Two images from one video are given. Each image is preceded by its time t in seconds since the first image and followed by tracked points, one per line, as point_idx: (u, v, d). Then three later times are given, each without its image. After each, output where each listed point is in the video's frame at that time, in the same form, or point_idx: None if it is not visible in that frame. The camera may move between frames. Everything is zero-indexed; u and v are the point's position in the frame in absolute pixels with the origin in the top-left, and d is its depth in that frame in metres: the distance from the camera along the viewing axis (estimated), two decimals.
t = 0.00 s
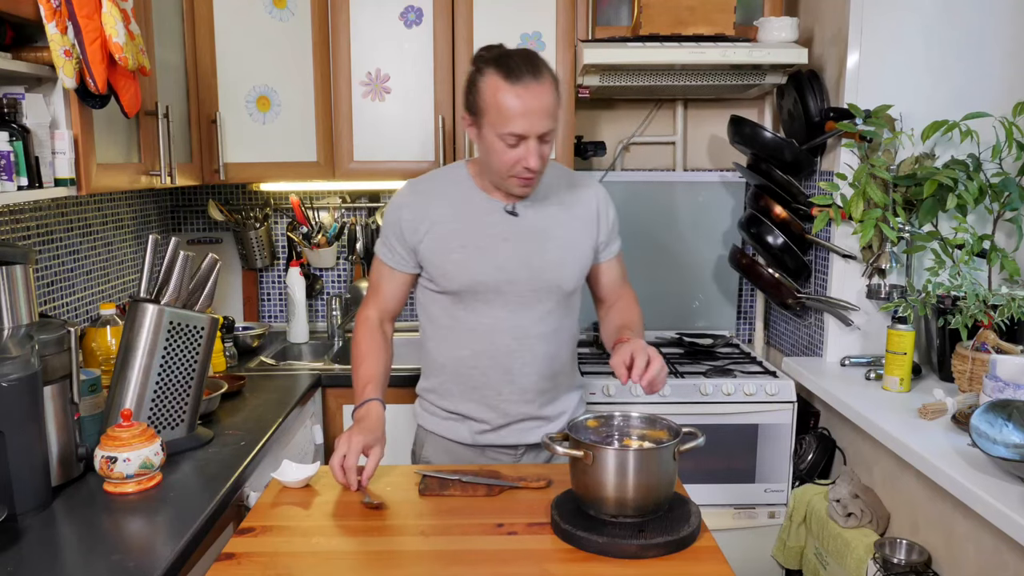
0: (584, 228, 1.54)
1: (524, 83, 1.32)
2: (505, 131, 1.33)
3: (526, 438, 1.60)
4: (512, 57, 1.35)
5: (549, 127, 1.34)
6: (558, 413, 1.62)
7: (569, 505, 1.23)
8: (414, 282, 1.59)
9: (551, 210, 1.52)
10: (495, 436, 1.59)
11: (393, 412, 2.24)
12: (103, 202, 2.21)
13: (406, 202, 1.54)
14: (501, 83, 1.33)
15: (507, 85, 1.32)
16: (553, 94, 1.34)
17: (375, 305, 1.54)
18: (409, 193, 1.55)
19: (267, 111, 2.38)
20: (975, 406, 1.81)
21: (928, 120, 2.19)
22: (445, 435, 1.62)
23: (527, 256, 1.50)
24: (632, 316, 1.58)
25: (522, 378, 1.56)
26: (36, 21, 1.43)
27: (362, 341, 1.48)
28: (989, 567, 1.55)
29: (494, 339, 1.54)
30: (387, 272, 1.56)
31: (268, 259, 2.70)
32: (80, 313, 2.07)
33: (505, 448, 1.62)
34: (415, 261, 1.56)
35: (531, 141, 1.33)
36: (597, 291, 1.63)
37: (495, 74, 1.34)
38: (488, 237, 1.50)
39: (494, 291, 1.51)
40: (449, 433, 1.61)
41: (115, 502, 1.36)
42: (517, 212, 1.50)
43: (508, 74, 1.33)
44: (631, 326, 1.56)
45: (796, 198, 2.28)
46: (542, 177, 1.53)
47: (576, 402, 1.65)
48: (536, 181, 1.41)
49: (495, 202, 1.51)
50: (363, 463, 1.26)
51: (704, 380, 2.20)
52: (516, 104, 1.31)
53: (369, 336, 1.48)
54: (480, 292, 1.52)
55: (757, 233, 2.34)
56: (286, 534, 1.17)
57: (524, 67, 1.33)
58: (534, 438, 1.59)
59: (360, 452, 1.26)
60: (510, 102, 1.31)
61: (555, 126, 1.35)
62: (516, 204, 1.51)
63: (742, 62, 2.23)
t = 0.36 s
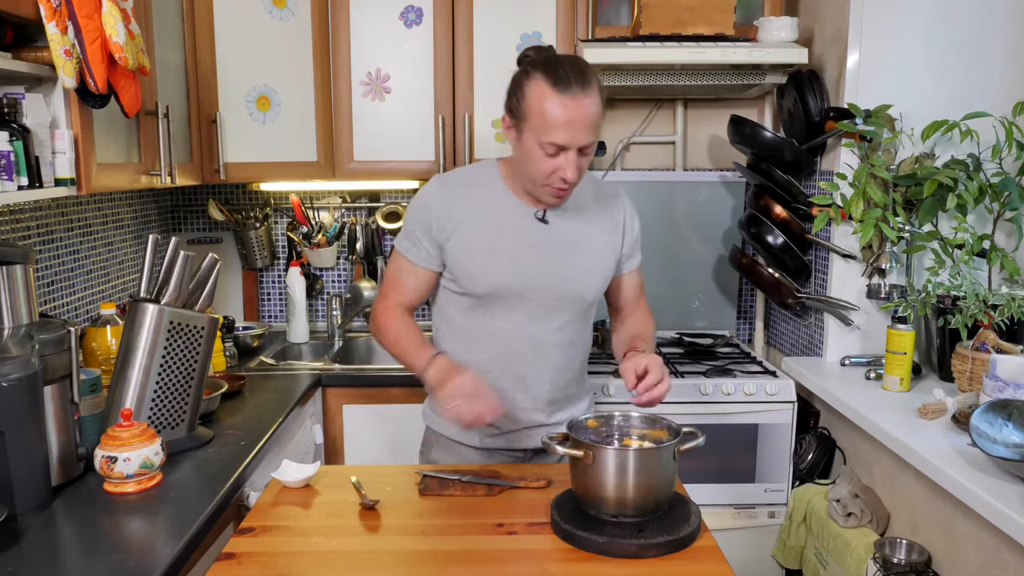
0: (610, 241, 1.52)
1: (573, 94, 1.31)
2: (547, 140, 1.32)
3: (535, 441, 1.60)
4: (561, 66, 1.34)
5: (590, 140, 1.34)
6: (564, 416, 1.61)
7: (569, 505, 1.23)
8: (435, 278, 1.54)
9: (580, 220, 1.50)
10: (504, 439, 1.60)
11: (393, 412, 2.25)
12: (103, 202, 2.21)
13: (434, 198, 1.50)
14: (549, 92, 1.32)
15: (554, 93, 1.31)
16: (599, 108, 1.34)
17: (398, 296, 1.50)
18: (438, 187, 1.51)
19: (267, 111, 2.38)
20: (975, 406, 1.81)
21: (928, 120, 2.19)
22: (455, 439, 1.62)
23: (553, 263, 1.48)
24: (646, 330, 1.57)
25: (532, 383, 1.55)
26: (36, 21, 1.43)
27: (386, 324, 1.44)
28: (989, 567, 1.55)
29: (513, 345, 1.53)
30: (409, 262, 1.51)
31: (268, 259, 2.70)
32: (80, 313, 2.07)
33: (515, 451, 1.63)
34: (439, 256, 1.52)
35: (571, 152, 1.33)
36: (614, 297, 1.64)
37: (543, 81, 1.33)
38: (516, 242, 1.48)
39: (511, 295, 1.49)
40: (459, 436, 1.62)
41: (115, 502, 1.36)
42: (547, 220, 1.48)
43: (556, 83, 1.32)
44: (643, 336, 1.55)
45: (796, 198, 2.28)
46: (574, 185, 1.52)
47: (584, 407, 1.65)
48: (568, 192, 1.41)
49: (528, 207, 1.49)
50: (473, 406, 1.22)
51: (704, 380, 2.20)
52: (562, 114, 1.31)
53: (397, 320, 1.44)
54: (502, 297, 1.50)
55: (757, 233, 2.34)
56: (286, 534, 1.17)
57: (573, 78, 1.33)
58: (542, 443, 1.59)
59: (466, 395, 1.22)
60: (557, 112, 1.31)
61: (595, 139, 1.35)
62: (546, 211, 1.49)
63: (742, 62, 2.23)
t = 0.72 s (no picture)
0: (601, 237, 1.54)
1: (565, 88, 1.33)
2: (540, 134, 1.33)
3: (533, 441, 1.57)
4: (553, 62, 1.35)
5: (582, 134, 1.35)
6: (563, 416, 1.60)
7: (569, 505, 1.23)
8: (442, 278, 1.50)
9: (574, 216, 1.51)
10: (500, 438, 1.57)
11: (393, 412, 2.25)
12: (103, 202, 2.21)
13: (433, 194, 1.48)
14: (542, 86, 1.33)
15: (547, 88, 1.32)
16: (590, 104, 1.35)
17: (409, 300, 1.46)
18: (433, 184, 1.49)
19: (266, 111, 2.38)
20: (975, 406, 1.81)
21: (928, 120, 2.19)
22: (448, 438, 1.58)
23: (549, 259, 1.48)
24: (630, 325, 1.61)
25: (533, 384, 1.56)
26: (36, 21, 1.43)
27: (409, 330, 1.40)
28: (989, 567, 1.55)
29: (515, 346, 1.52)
30: (417, 264, 1.47)
31: (268, 259, 2.70)
32: (80, 313, 2.07)
33: (510, 450, 1.59)
34: (442, 255, 1.49)
35: (564, 146, 1.34)
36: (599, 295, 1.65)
37: (536, 76, 1.34)
38: (514, 238, 1.47)
39: (513, 295, 1.49)
40: (453, 435, 1.58)
41: (115, 502, 1.36)
42: (542, 216, 1.48)
43: (549, 78, 1.33)
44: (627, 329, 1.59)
45: (796, 198, 2.28)
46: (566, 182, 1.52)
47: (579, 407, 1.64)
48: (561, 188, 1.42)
49: (522, 204, 1.48)
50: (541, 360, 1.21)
51: (704, 380, 2.20)
52: (555, 109, 1.31)
53: (420, 323, 1.40)
54: (505, 298, 1.49)
55: (757, 233, 2.34)
56: (286, 535, 1.17)
57: (565, 73, 1.34)
58: (539, 441, 1.56)
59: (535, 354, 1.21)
60: (550, 106, 1.32)
61: (587, 134, 1.36)
62: (540, 208, 1.49)
63: (742, 62, 2.23)
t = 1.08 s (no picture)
0: (593, 231, 1.54)
1: (553, 79, 1.33)
2: (529, 125, 1.33)
3: (534, 440, 1.57)
4: (539, 53, 1.36)
5: (571, 125, 1.35)
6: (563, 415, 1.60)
7: (569, 505, 1.23)
8: (439, 274, 1.50)
9: (564, 210, 1.51)
10: (502, 438, 1.56)
11: (393, 412, 2.25)
12: (103, 202, 2.21)
13: (425, 193, 1.48)
14: (530, 78, 1.33)
15: (535, 79, 1.33)
16: (578, 94, 1.36)
17: (404, 297, 1.45)
18: (425, 184, 1.49)
19: (267, 111, 2.38)
20: (975, 406, 1.81)
21: (928, 120, 2.19)
22: (449, 438, 1.58)
23: (544, 254, 1.49)
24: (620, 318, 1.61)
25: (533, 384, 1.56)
26: (36, 21, 1.43)
27: (402, 325, 1.39)
28: (989, 567, 1.55)
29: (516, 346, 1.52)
30: (411, 262, 1.46)
31: (268, 259, 2.70)
32: (80, 312, 2.07)
33: (511, 451, 1.59)
34: (439, 253, 1.48)
35: (554, 136, 1.34)
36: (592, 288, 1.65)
37: (522, 68, 1.34)
38: (507, 233, 1.47)
39: (515, 294, 1.49)
40: (454, 436, 1.58)
41: (115, 502, 1.36)
42: (535, 211, 1.49)
43: (535, 69, 1.34)
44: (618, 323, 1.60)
45: (796, 198, 2.28)
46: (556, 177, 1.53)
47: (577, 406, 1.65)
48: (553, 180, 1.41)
49: (514, 199, 1.48)
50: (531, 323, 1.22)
51: (704, 380, 2.20)
52: (543, 99, 1.32)
53: (413, 317, 1.39)
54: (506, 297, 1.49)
55: (757, 233, 2.34)
56: (286, 535, 1.17)
57: (553, 64, 1.35)
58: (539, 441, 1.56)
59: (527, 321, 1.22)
60: (538, 97, 1.32)
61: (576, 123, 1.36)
62: (533, 203, 1.49)
63: (742, 62, 2.23)
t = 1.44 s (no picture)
0: (604, 233, 1.55)
1: (565, 80, 1.33)
2: (541, 127, 1.33)
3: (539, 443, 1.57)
4: (551, 54, 1.36)
5: (583, 126, 1.35)
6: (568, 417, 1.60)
7: (569, 505, 1.23)
8: (455, 277, 1.48)
9: (575, 213, 1.52)
10: (508, 441, 1.56)
11: (393, 412, 2.24)
12: (103, 202, 2.21)
13: (439, 196, 1.47)
14: (541, 79, 1.33)
15: (547, 80, 1.33)
16: (590, 96, 1.36)
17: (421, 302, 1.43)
18: (438, 186, 1.48)
19: (267, 111, 2.38)
20: (975, 406, 1.81)
21: (928, 121, 2.19)
22: (455, 441, 1.58)
23: (558, 257, 1.49)
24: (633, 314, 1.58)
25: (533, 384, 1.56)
26: (36, 21, 1.43)
27: (422, 333, 1.38)
28: (989, 567, 1.55)
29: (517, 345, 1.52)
30: (427, 267, 1.44)
31: (268, 259, 2.70)
32: (80, 312, 2.07)
33: (517, 453, 1.59)
34: (454, 255, 1.47)
35: (566, 138, 1.34)
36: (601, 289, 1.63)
37: (534, 69, 1.35)
38: (521, 237, 1.48)
39: (517, 294, 1.49)
40: (460, 438, 1.58)
41: (115, 502, 1.36)
42: (547, 215, 1.49)
43: (548, 70, 1.34)
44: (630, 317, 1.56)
45: (796, 198, 2.28)
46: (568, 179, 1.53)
47: (584, 408, 1.65)
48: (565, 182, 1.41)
49: (527, 202, 1.49)
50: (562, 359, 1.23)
51: (704, 380, 2.20)
52: (556, 100, 1.32)
53: (435, 329, 1.37)
54: (506, 296, 1.49)
55: (757, 233, 2.34)
56: (286, 535, 1.17)
57: (564, 65, 1.35)
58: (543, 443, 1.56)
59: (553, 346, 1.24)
60: (551, 98, 1.32)
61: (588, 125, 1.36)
62: (546, 207, 1.50)
63: (742, 62, 2.23)
